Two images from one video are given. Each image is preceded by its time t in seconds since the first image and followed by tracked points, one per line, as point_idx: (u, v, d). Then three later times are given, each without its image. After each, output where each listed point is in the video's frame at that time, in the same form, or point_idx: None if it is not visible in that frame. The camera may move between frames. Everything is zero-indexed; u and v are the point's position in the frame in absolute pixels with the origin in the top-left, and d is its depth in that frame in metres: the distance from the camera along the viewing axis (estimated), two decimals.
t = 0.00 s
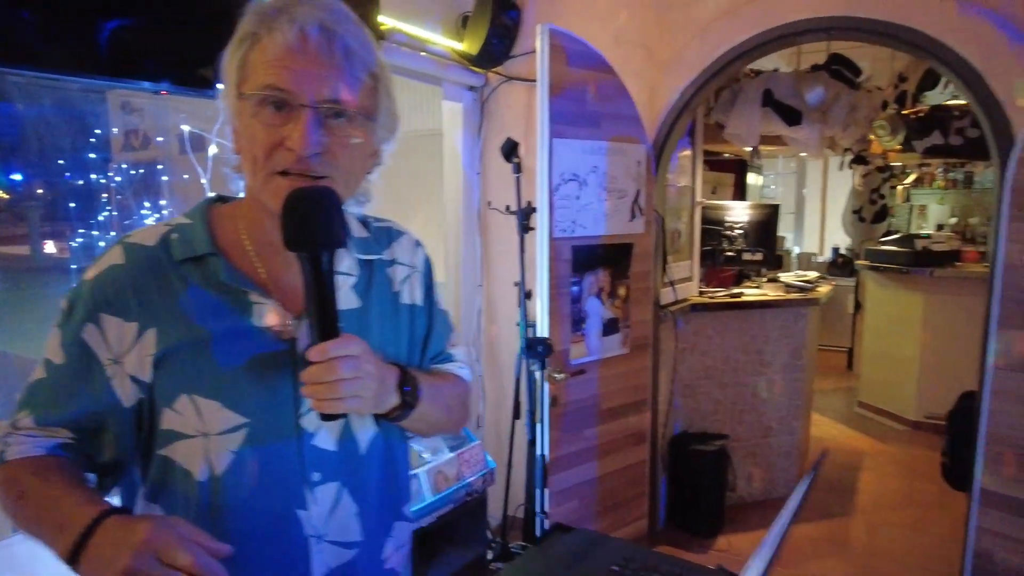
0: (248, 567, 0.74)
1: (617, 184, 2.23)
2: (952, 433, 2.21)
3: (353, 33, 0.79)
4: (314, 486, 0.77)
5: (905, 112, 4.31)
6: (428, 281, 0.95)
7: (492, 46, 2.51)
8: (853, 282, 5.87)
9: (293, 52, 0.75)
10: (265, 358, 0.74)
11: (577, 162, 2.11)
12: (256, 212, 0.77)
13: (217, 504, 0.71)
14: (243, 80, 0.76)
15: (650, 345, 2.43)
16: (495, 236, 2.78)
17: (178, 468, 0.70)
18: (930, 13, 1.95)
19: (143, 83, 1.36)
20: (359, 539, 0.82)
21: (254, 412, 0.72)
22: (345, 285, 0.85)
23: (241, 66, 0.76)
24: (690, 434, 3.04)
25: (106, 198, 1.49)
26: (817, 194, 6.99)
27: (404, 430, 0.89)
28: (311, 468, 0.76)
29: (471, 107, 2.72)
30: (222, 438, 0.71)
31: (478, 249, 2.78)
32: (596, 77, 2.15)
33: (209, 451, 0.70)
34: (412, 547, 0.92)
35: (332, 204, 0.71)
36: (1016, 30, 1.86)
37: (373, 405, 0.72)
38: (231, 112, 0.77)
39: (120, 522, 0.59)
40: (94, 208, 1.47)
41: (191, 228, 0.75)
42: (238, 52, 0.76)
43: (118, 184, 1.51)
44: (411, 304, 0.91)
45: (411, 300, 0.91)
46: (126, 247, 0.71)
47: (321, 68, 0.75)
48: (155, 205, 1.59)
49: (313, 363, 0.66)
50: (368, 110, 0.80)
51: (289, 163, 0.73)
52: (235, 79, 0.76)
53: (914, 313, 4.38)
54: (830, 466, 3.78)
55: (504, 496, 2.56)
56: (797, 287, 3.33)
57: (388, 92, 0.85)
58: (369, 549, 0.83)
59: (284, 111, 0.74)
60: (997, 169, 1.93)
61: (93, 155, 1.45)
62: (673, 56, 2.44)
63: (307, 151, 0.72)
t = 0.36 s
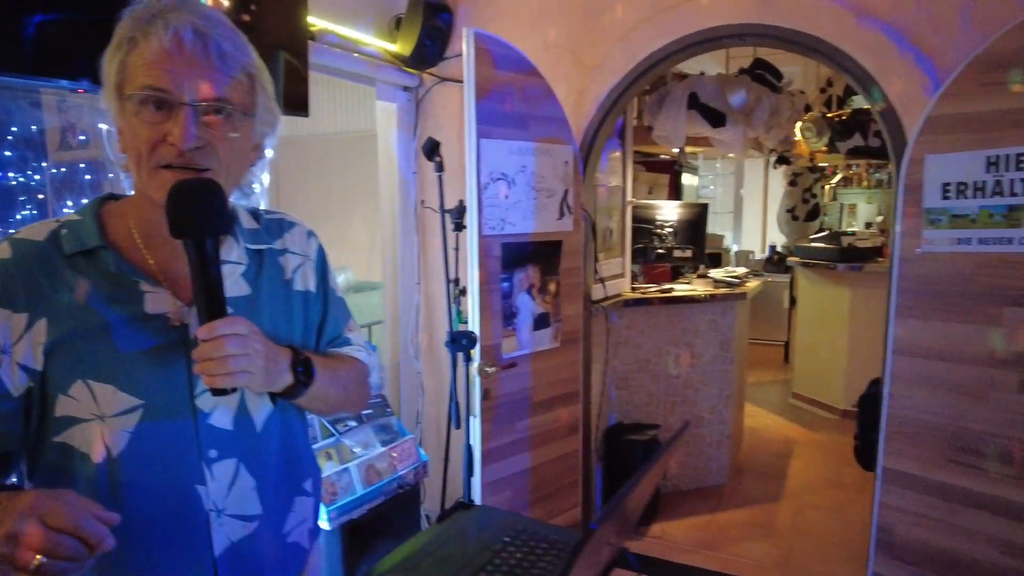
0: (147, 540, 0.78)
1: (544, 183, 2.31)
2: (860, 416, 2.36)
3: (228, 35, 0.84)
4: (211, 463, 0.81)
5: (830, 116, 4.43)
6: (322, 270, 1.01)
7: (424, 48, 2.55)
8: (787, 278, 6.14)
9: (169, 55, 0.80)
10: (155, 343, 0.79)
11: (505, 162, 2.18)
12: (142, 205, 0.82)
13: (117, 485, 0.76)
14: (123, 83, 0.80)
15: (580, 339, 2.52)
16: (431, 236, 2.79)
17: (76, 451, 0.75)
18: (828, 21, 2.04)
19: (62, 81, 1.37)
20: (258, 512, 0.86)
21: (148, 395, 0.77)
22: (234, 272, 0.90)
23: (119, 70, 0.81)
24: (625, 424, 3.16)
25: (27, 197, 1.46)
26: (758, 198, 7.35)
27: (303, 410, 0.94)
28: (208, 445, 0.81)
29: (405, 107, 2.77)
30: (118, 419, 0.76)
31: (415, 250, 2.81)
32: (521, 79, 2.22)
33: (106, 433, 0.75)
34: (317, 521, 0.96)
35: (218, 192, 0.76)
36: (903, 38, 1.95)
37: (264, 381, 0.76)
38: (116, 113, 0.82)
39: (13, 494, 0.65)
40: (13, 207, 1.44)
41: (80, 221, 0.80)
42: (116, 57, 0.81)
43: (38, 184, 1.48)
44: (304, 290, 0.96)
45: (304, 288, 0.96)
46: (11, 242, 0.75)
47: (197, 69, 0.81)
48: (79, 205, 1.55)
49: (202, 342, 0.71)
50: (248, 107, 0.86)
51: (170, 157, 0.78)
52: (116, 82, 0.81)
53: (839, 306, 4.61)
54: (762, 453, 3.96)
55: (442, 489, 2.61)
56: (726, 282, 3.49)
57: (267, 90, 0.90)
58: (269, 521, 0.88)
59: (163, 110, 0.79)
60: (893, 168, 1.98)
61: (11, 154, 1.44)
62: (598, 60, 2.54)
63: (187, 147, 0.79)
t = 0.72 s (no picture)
0: (124, 508, 0.85)
1: (494, 185, 2.36)
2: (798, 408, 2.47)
3: (191, 48, 0.93)
4: (184, 437, 0.89)
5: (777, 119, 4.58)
6: (287, 263, 1.07)
7: (376, 50, 2.57)
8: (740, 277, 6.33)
9: (140, 66, 0.87)
10: (131, 323, 0.85)
11: (454, 164, 2.22)
12: (118, 202, 0.89)
13: (97, 455, 0.82)
14: (97, 91, 0.87)
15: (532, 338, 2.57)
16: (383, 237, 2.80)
17: (58, 426, 0.81)
18: (763, 30, 2.13)
19: None
20: (228, 484, 0.94)
21: (125, 372, 0.84)
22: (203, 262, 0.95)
23: (93, 80, 0.87)
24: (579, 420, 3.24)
25: None
26: (713, 201, 7.56)
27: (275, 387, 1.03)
28: (181, 420, 0.88)
29: (358, 109, 2.81)
30: (96, 395, 0.82)
31: (369, 250, 2.83)
32: (469, 83, 2.26)
33: (86, 407, 0.81)
34: (280, 495, 1.05)
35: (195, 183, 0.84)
36: (832, 47, 2.06)
37: (245, 352, 0.85)
38: (89, 121, 0.88)
39: None
40: None
41: (61, 219, 0.87)
42: (89, 68, 0.87)
43: None
44: (271, 280, 1.02)
45: (271, 278, 1.02)
46: None
47: (166, 77, 0.88)
48: (15, 204, 1.64)
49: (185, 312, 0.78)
50: (213, 111, 0.94)
51: (148, 154, 0.85)
52: (90, 92, 0.87)
53: (787, 303, 4.78)
54: (714, 447, 4.08)
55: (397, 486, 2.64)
56: (675, 282, 3.59)
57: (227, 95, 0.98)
58: (236, 494, 0.96)
59: (139, 114, 0.86)
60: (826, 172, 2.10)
61: None
62: (547, 65, 2.60)
63: (164, 143, 0.86)
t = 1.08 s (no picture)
0: (170, 482, 0.96)
1: (468, 186, 2.35)
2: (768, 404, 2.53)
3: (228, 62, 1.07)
4: (220, 416, 1.01)
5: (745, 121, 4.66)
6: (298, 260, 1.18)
7: (347, 50, 2.55)
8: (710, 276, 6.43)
9: (191, 77, 1.01)
10: (171, 311, 0.98)
11: (426, 165, 2.20)
12: (157, 200, 1.02)
13: (147, 435, 0.94)
14: (151, 99, 0.99)
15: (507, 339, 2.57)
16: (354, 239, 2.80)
17: (109, 408, 0.92)
18: (733, 33, 2.17)
19: None
20: (261, 461, 1.06)
21: (167, 356, 0.96)
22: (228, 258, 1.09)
23: (146, 90, 0.99)
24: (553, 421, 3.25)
25: None
26: (683, 201, 7.67)
27: (296, 372, 1.17)
28: (217, 401, 1.01)
29: (327, 108, 2.77)
30: (141, 378, 0.94)
31: (341, 251, 2.81)
32: (442, 83, 2.24)
33: (133, 385, 0.93)
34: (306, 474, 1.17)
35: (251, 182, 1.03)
36: (799, 51, 2.11)
37: (287, 332, 1.01)
38: (139, 125, 1.00)
39: None
40: None
41: (99, 219, 0.97)
42: (143, 79, 1.00)
43: None
44: (287, 276, 1.12)
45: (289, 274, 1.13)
46: (43, 235, 0.93)
47: (212, 87, 1.02)
48: None
49: (240, 293, 0.94)
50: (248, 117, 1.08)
51: (203, 154, 0.99)
52: (144, 100, 0.99)
53: (756, 302, 4.88)
54: (686, 445, 4.14)
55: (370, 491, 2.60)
56: (647, 282, 3.63)
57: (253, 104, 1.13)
58: (268, 470, 1.08)
59: (191, 119, 1.00)
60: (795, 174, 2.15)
61: None
62: (520, 66, 2.60)
63: (215, 145, 1.00)
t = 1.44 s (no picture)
0: (189, 472, 1.01)
1: (460, 186, 2.33)
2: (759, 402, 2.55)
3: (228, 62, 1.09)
4: (237, 411, 1.07)
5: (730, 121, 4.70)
6: (300, 260, 1.18)
7: (335, 48, 2.52)
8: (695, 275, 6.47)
9: (188, 76, 1.02)
10: (186, 306, 1.03)
11: (418, 165, 2.17)
12: (165, 199, 1.05)
13: (165, 425, 0.99)
14: (150, 99, 1.01)
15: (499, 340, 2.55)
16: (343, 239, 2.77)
17: (125, 399, 0.96)
18: (723, 33, 2.18)
19: None
20: (276, 455, 1.12)
21: (182, 351, 1.02)
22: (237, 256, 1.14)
23: (146, 90, 1.01)
24: (544, 421, 3.24)
25: None
26: (666, 201, 7.72)
27: (305, 371, 1.23)
28: (234, 396, 1.07)
29: (315, 107, 2.73)
30: (159, 370, 0.99)
31: (328, 251, 2.78)
32: (433, 82, 2.22)
33: (147, 377, 0.98)
34: (321, 469, 1.23)
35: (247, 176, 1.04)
36: (789, 51, 2.12)
37: (300, 322, 1.04)
38: (141, 126, 1.02)
39: None
40: None
41: (111, 219, 1.01)
42: (144, 80, 1.02)
43: None
44: (292, 275, 1.13)
45: (293, 274, 1.13)
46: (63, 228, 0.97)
47: (209, 85, 1.04)
48: None
49: (253, 285, 0.97)
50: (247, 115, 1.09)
51: (197, 151, 1.01)
52: (144, 100, 1.01)
53: (741, 301, 4.92)
54: (675, 443, 4.16)
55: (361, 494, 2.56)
56: (636, 282, 3.64)
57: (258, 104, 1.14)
58: (284, 463, 1.14)
59: (187, 116, 1.01)
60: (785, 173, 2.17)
61: None
62: (510, 65, 2.58)
63: (209, 140, 1.02)
